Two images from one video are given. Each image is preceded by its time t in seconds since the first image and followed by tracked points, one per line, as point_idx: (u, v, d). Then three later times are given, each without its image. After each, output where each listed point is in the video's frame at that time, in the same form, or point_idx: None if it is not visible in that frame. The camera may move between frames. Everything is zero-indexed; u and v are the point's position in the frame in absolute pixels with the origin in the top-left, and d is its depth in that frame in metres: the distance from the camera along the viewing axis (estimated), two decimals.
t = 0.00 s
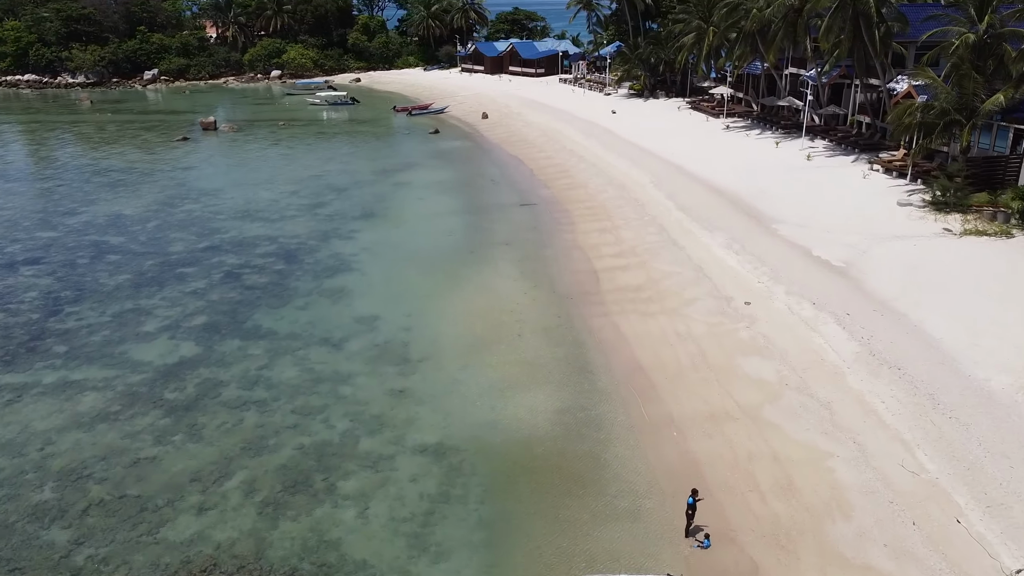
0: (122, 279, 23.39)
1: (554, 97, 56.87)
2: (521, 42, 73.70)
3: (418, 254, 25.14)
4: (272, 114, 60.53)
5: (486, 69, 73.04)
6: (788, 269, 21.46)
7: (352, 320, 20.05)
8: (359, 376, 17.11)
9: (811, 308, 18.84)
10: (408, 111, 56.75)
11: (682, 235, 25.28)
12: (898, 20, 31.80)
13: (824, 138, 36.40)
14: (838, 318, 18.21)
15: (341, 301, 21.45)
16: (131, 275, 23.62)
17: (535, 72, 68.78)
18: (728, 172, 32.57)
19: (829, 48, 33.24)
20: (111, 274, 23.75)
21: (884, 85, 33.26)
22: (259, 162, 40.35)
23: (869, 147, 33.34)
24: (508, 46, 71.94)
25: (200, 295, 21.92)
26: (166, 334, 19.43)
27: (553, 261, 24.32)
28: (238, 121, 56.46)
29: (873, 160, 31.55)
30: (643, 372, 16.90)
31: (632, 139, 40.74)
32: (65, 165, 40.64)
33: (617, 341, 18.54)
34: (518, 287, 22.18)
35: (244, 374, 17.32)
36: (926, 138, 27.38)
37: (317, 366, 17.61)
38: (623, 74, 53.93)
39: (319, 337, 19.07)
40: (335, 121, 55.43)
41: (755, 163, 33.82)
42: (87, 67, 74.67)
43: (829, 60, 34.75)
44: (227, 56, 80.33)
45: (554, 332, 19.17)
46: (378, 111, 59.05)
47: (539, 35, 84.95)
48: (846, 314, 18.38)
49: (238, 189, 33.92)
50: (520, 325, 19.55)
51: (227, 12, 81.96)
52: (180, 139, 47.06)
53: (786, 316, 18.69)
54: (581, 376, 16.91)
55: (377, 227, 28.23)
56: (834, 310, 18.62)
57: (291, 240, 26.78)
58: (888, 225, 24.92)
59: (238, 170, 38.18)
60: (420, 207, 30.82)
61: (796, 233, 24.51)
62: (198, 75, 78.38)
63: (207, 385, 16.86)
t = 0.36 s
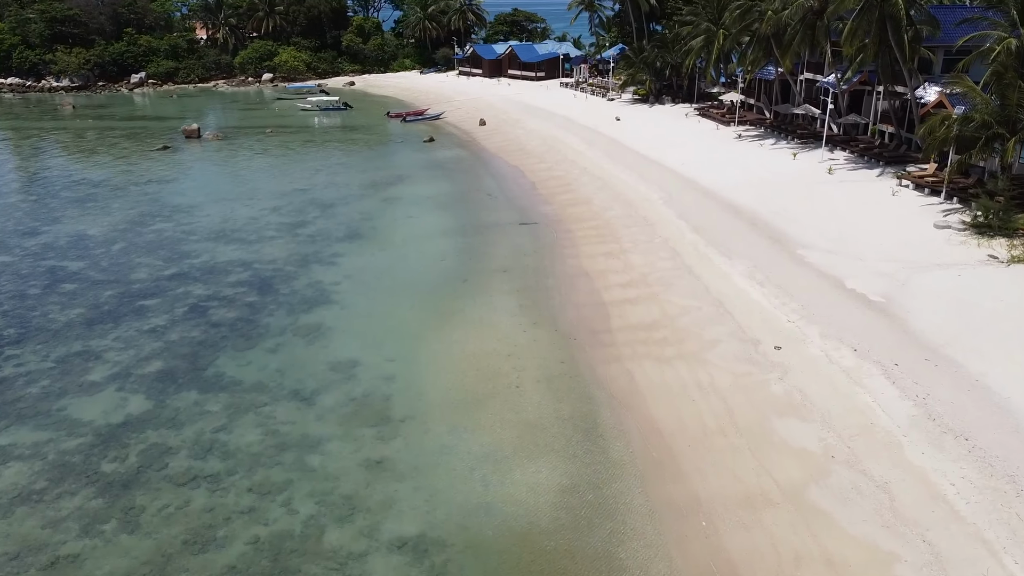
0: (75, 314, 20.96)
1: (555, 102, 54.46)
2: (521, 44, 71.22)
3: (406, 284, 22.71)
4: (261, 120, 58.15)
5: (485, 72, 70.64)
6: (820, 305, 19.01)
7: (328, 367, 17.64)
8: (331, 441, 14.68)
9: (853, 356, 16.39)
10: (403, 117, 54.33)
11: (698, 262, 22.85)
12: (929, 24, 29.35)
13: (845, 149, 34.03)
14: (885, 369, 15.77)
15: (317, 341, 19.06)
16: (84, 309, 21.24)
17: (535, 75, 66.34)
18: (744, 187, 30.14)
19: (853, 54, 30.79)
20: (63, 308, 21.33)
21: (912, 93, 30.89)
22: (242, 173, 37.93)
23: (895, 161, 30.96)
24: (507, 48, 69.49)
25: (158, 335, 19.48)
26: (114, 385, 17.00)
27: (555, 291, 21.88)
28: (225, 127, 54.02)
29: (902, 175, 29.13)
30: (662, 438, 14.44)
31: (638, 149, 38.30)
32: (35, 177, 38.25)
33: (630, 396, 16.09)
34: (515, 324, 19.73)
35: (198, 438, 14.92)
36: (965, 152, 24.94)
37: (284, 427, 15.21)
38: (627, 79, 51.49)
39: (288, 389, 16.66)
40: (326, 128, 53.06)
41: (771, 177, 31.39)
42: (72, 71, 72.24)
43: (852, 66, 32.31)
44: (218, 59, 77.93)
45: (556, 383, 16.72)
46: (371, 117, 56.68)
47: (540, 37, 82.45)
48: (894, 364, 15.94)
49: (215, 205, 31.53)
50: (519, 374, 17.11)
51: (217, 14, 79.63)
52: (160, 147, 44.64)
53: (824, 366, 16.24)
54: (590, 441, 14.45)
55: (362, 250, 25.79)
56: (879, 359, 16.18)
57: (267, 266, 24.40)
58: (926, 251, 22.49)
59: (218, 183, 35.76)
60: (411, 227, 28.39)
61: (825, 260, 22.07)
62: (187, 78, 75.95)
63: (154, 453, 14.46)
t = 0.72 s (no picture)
0: (15, 358, 18.50)
1: (556, 108, 52.07)
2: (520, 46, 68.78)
3: (391, 320, 20.27)
4: (249, 126, 55.71)
5: (483, 76, 68.31)
6: (862, 352, 16.58)
7: (296, 429, 15.20)
8: (293, 531, 12.29)
9: (910, 422, 13.96)
10: (396, 124, 51.95)
11: (718, 295, 20.41)
12: (965, 25, 26.92)
13: (868, 162, 31.65)
14: (951, 441, 13.33)
15: (286, 394, 16.63)
16: (26, 352, 18.77)
17: (535, 80, 63.89)
18: (763, 205, 27.68)
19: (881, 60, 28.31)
20: (3, 351, 18.88)
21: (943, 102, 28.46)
22: (221, 186, 35.47)
23: (926, 176, 28.61)
24: (506, 51, 67.09)
25: (105, 386, 17.04)
26: (45, 453, 14.58)
27: (558, 330, 19.40)
28: (210, 135, 51.60)
29: (936, 192, 26.73)
30: (690, 530, 11.99)
31: (645, 160, 35.85)
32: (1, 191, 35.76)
33: (648, 470, 13.61)
34: (512, 373, 17.27)
35: (134, 528, 12.49)
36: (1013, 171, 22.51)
37: (238, 512, 12.77)
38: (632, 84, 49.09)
39: (247, 460, 14.23)
40: (316, 135, 50.64)
41: (792, 193, 28.96)
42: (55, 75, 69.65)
43: (878, 73, 29.85)
44: (207, 62, 75.47)
45: (560, 452, 14.26)
46: (364, 124, 54.26)
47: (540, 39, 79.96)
48: (960, 433, 13.50)
49: (188, 224, 29.07)
50: (518, 438, 14.66)
51: (206, 15, 77.19)
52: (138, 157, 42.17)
53: (876, 434, 13.77)
54: (603, 534, 12.01)
55: (344, 278, 23.36)
56: (941, 426, 13.74)
57: (238, 298, 21.96)
58: (974, 282, 20.06)
59: (195, 198, 33.31)
60: (398, 250, 25.96)
61: (862, 294, 19.64)
62: (175, 82, 73.45)
63: (78, 549, 12.02)
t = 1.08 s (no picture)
0: None
1: (557, 115, 49.68)
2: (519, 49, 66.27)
3: (371, 367, 17.83)
4: (236, 133, 53.27)
5: (482, 81, 65.97)
6: (918, 415, 14.14)
7: (250, 516, 12.76)
8: None
9: (993, 517, 11.51)
10: (389, 131, 49.50)
11: (744, 339, 17.97)
12: (1007, 29, 24.47)
13: (895, 177, 29.29)
14: None
15: (243, 466, 14.19)
16: None
17: (536, 84, 61.29)
18: (785, 227, 25.27)
19: (914, 68, 25.89)
20: None
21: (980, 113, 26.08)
22: (198, 201, 33.02)
23: (963, 195, 26.21)
24: (505, 55, 64.67)
25: (33, 454, 14.59)
26: None
27: (561, 381, 16.95)
28: (193, 143, 49.09)
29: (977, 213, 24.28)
30: None
31: (653, 174, 33.45)
32: None
33: None
34: (508, 438, 14.81)
35: None
36: None
37: None
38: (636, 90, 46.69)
39: (188, 559, 11.79)
40: (305, 143, 48.22)
41: (815, 213, 26.57)
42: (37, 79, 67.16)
43: (908, 82, 27.42)
44: (196, 65, 73.01)
45: (564, 549, 11.80)
46: (356, 131, 51.84)
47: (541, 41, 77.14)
48: None
49: (157, 247, 26.66)
50: (516, 529, 12.21)
51: (195, 17, 74.76)
52: (114, 167, 39.71)
53: (952, 532, 11.33)
54: None
55: (323, 314, 20.94)
56: None
57: (201, 338, 19.52)
58: None
59: (168, 215, 30.87)
60: (384, 278, 23.54)
61: (909, 339, 17.20)
62: (163, 86, 70.93)
63: None
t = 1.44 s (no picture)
0: None
1: (558, 122, 47.31)
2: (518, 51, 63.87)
3: (345, 427, 15.40)
4: (221, 140, 50.87)
5: (479, 85, 63.62)
6: (994, 501, 11.76)
7: None
8: None
9: None
10: (381, 139, 47.09)
11: (776, 393, 15.56)
12: None
13: (927, 194, 26.93)
14: None
15: (184, 564, 11.77)
16: None
17: (536, 88, 58.80)
18: (812, 251, 22.85)
19: (953, 77, 23.46)
20: None
21: None
22: (171, 218, 30.56)
23: (1008, 215, 23.82)
24: (503, 58, 62.29)
25: None
26: None
27: (565, 447, 14.53)
28: (175, 150, 46.55)
29: None
30: None
31: (662, 189, 31.06)
32: None
33: None
34: (502, 524, 12.41)
35: None
36: None
37: None
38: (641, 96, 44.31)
39: None
40: (292, 151, 45.84)
41: (843, 236, 24.20)
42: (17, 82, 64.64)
43: (944, 92, 25.02)
44: (183, 68, 70.59)
45: None
46: (346, 138, 49.46)
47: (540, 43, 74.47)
48: None
49: (119, 274, 24.25)
50: None
51: (183, 19, 72.39)
52: (86, 179, 37.29)
53: None
54: None
55: (295, 357, 18.54)
56: None
57: (154, 388, 17.11)
58: None
59: (136, 236, 28.42)
60: (367, 312, 21.12)
61: (970, 395, 14.80)
62: (149, 90, 68.57)
63: None
